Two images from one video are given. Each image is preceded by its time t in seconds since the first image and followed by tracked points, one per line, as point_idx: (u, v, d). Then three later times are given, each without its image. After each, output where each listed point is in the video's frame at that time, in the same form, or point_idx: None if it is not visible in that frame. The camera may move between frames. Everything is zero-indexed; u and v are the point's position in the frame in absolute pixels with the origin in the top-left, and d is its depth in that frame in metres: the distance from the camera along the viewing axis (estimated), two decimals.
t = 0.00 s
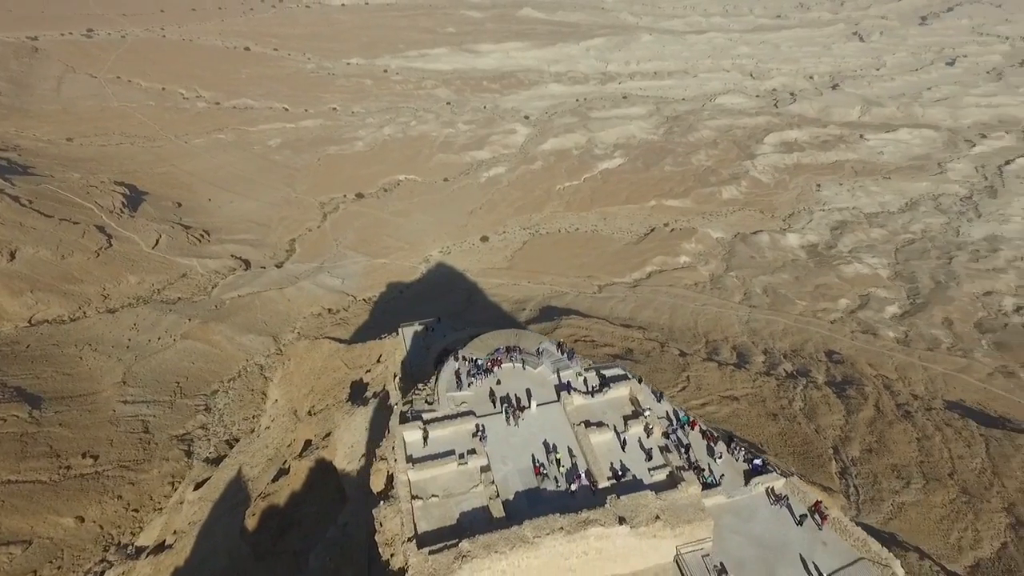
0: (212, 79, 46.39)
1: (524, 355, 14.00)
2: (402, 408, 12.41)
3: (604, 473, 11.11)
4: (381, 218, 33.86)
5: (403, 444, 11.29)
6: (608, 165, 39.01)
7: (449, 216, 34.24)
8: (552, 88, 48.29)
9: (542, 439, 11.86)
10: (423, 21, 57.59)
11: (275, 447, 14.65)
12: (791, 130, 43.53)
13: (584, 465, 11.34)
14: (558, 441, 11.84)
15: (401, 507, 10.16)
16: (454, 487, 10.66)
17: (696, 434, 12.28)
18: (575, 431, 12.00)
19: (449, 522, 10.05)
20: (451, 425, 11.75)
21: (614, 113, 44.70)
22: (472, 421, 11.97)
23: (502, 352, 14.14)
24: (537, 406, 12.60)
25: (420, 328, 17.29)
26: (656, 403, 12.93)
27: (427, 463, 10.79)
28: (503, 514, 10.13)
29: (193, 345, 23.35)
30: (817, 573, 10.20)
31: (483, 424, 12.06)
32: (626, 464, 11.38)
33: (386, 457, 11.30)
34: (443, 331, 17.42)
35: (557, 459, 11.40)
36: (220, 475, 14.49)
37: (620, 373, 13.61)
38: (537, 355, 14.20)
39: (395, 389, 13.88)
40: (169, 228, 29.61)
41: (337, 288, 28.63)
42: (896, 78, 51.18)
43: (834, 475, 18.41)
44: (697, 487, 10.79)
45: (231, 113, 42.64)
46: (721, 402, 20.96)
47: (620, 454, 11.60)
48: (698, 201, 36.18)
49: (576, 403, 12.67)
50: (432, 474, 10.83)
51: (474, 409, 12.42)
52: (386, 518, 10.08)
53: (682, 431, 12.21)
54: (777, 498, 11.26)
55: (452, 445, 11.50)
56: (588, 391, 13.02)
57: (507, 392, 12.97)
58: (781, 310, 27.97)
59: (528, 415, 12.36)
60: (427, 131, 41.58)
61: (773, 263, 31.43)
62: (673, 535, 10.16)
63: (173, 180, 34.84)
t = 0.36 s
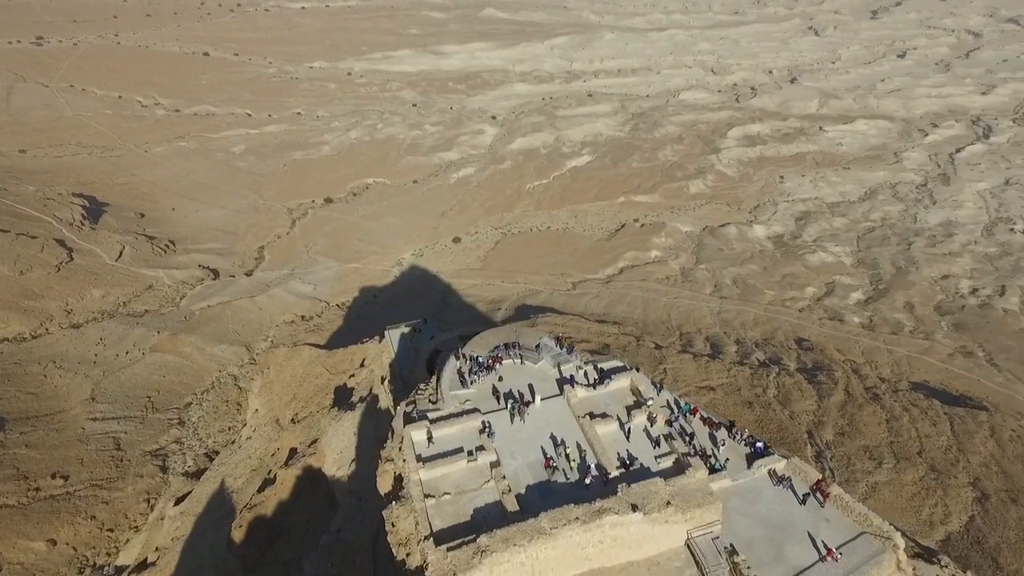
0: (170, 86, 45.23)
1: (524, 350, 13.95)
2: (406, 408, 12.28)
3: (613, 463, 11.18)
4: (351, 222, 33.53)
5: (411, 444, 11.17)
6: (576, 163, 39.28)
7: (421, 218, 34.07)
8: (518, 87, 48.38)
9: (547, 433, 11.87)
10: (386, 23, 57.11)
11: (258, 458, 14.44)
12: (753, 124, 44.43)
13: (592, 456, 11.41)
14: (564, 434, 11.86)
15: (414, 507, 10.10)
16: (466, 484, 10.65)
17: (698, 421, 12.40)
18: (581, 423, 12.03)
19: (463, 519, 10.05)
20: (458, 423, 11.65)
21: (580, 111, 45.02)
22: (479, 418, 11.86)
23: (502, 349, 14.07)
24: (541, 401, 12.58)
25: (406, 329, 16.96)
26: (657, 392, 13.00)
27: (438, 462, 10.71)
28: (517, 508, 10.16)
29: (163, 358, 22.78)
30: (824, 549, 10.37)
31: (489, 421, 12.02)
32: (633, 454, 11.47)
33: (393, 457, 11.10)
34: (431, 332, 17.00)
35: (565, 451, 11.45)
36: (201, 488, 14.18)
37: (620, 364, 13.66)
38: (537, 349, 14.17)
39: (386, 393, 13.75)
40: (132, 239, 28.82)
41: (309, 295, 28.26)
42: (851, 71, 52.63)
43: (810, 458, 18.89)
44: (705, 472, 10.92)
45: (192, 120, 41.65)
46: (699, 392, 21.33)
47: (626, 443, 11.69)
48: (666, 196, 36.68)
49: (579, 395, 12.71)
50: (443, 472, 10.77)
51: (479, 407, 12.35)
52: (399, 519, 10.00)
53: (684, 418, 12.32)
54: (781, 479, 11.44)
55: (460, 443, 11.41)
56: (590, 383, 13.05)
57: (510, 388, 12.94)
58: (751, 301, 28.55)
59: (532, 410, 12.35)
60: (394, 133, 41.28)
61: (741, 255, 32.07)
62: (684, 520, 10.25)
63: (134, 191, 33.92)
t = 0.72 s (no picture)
0: (132, 92, 44.09)
1: (527, 345, 13.77)
2: (412, 407, 11.93)
3: (624, 454, 11.18)
4: (325, 226, 33.16)
5: (422, 441, 10.85)
6: (549, 162, 39.42)
7: (395, 220, 33.86)
8: (488, 87, 48.38)
9: (557, 426, 11.73)
10: (352, 25, 56.57)
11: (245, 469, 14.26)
12: (721, 119, 45.11)
13: (602, 448, 11.35)
14: (573, 427, 11.77)
15: (429, 506, 9.84)
16: (479, 480, 10.46)
17: (702, 410, 12.54)
18: (589, 415, 11.96)
19: (480, 515, 9.86)
20: (468, 419, 11.38)
21: (551, 110, 45.20)
22: (488, 414, 11.65)
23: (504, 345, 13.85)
24: (548, 394, 12.47)
25: (396, 331, 16.77)
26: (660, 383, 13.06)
27: (451, 458, 10.46)
28: (533, 501, 10.05)
29: (136, 370, 22.25)
30: (830, 529, 10.79)
31: (498, 416, 11.80)
32: (642, 444, 11.48)
33: (402, 457, 10.93)
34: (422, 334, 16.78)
35: (576, 444, 11.36)
36: (186, 501, 13.93)
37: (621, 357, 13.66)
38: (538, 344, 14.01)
39: (377, 394, 13.62)
40: (99, 250, 28.04)
41: (284, 301, 27.91)
42: (813, 66, 53.79)
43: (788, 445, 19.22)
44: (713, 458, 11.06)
45: (156, 127, 40.66)
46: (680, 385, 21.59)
47: (634, 434, 11.68)
48: (639, 192, 37.04)
49: (585, 388, 12.64)
50: (456, 469, 10.52)
51: (487, 403, 12.11)
52: (415, 517, 9.78)
53: (689, 408, 12.45)
54: (784, 462, 11.86)
55: (470, 439, 11.18)
56: (594, 376, 12.99)
57: (516, 383, 12.75)
58: (725, 293, 29.03)
59: (540, 404, 12.21)
60: (365, 136, 40.93)
61: (714, 248, 32.58)
62: (696, 506, 10.35)
63: (98, 200, 33.00)
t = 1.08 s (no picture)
0: (92, 100, 42.78)
1: (529, 342, 13.75)
2: (418, 407, 11.81)
3: (632, 443, 11.22)
4: (298, 231, 32.73)
5: (434, 439, 10.73)
6: (521, 161, 39.50)
7: (370, 224, 33.57)
8: (459, 88, 48.28)
9: (566, 420, 11.71)
10: (318, 28, 55.87)
11: (230, 480, 14.08)
12: (689, 115, 45.72)
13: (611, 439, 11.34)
14: (582, 420, 11.76)
15: (445, 503, 9.77)
16: (492, 477, 10.38)
17: (705, 399, 12.65)
18: (596, 408, 11.96)
19: (496, 510, 9.79)
20: (476, 417, 11.32)
21: (522, 110, 45.32)
22: (496, 411, 11.62)
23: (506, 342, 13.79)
24: (553, 389, 12.45)
25: (386, 333, 16.17)
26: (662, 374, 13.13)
27: (463, 456, 10.36)
28: (549, 494, 10.01)
29: (109, 384, 21.70)
30: (836, 507, 11.00)
31: (505, 413, 11.74)
32: (650, 434, 11.52)
33: (411, 457, 10.73)
34: (413, 335, 16.20)
35: (585, 436, 11.36)
36: (171, 514, 13.66)
37: (622, 350, 13.74)
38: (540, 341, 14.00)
39: (370, 399, 13.33)
40: (65, 262, 27.27)
41: (259, 309, 27.52)
42: (776, 62, 54.83)
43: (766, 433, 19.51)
44: (720, 445, 11.19)
45: (119, 135, 39.55)
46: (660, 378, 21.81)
47: (641, 425, 11.70)
48: (611, 189, 37.36)
49: (590, 382, 12.66)
50: (468, 467, 10.43)
51: (493, 400, 12.04)
52: (431, 514, 9.70)
53: (693, 397, 12.57)
54: (788, 446, 12.08)
55: (479, 436, 11.12)
56: (598, 369, 13.00)
57: (521, 380, 12.71)
58: (699, 287, 29.45)
59: (547, 399, 12.18)
60: (336, 139, 40.49)
61: (688, 243, 33.02)
62: (707, 491, 10.46)
63: (61, 211, 32.06)
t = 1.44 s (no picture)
0: (50, 108, 41.14)
1: (531, 338, 13.69)
2: (426, 407, 11.67)
3: (642, 434, 11.24)
4: (271, 237, 32.24)
5: (445, 438, 10.60)
6: (494, 161, 39.49)
7: (344, 228, 33.24)
8: (428, 89, 48.06)
9: (574, 414, 11.72)
10: (283, 31, 54.85)
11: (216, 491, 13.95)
12: (658, 112, 46.21)
13: (620, 430, 11.37)
14: (589, 413, 11.76)
15: (461, 499, 9.70)
16: (506, 472, 10.34)
17: (708, 388, 12.79)
18: (603, 400, 11.98)
19: (512, 504, 9.76)
20: (486, 414, 11.25)
21: (493, 110, 45.34)
22: (504, 407, 11.53)
23: (508, 340, 13.68)
24: (559, 384, 12.41)
25: (378, 335, 16.00)
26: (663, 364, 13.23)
27: (476, 453, 10.30)
28: (564, 486, 10.01)
29: (80, 400, 21.11)
30: (841, 488, 11.25)
31: (514, 409, 11.68)
32: (658, 424, 11.59)
33: (421, 457, 10.67)
34: (404, 338, 16.08)
35: (594, 429, 11.37)
36: (155, 529, 13.41)
37: (623, 343, 13.79)
38: (541, 337, 13.96)
39: (366, 404, 13.36)
40: (29, 276, 26.45)
41: (234, 317, 27.09)
42: (741, 58, 55.72)
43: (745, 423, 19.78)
44: (726, 432, 11.29)
45: (79, 143, 38.10)
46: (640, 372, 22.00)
47: (647, 416, 11.77)
48: (585, 187, 37.59)
49: (595, 375, 12.66)
50: (481, 463, 10.37)
51: (500, 397, 11.96)
52: (447, 511, 9.66)
53: (696, 387, 12.71)
54: (789, 431, 12.30)
55: (489, 433, 11.04)
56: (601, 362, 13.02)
57: (526, 375, 12.65)
58: (674, 281, 29.85)
59: (554, 394, 12.15)
60: (306, 143, 39.92)
61: (661, 238, 33.44)
62: (717, 477, 10.53)
63: (21, 223, 31.00)
